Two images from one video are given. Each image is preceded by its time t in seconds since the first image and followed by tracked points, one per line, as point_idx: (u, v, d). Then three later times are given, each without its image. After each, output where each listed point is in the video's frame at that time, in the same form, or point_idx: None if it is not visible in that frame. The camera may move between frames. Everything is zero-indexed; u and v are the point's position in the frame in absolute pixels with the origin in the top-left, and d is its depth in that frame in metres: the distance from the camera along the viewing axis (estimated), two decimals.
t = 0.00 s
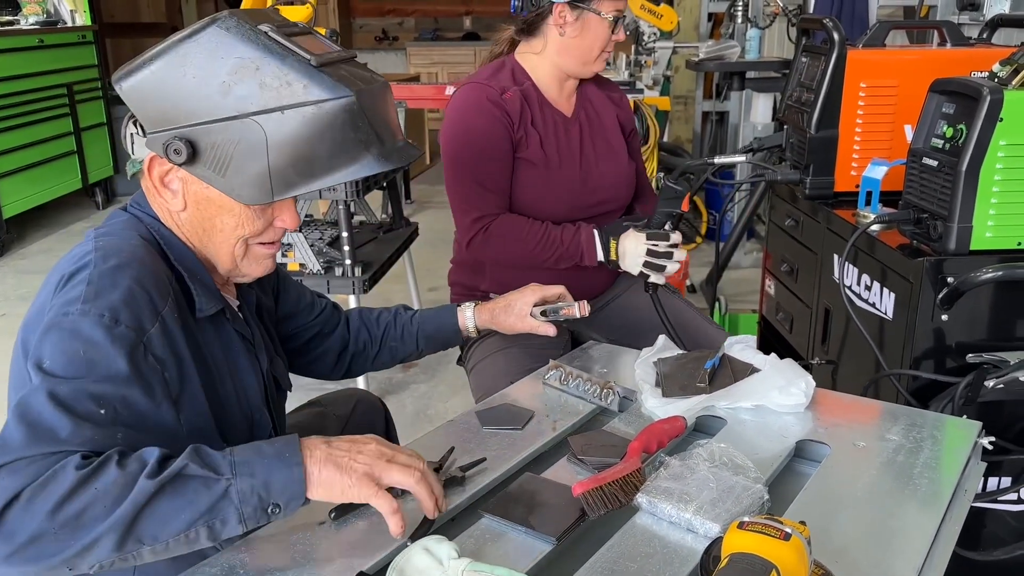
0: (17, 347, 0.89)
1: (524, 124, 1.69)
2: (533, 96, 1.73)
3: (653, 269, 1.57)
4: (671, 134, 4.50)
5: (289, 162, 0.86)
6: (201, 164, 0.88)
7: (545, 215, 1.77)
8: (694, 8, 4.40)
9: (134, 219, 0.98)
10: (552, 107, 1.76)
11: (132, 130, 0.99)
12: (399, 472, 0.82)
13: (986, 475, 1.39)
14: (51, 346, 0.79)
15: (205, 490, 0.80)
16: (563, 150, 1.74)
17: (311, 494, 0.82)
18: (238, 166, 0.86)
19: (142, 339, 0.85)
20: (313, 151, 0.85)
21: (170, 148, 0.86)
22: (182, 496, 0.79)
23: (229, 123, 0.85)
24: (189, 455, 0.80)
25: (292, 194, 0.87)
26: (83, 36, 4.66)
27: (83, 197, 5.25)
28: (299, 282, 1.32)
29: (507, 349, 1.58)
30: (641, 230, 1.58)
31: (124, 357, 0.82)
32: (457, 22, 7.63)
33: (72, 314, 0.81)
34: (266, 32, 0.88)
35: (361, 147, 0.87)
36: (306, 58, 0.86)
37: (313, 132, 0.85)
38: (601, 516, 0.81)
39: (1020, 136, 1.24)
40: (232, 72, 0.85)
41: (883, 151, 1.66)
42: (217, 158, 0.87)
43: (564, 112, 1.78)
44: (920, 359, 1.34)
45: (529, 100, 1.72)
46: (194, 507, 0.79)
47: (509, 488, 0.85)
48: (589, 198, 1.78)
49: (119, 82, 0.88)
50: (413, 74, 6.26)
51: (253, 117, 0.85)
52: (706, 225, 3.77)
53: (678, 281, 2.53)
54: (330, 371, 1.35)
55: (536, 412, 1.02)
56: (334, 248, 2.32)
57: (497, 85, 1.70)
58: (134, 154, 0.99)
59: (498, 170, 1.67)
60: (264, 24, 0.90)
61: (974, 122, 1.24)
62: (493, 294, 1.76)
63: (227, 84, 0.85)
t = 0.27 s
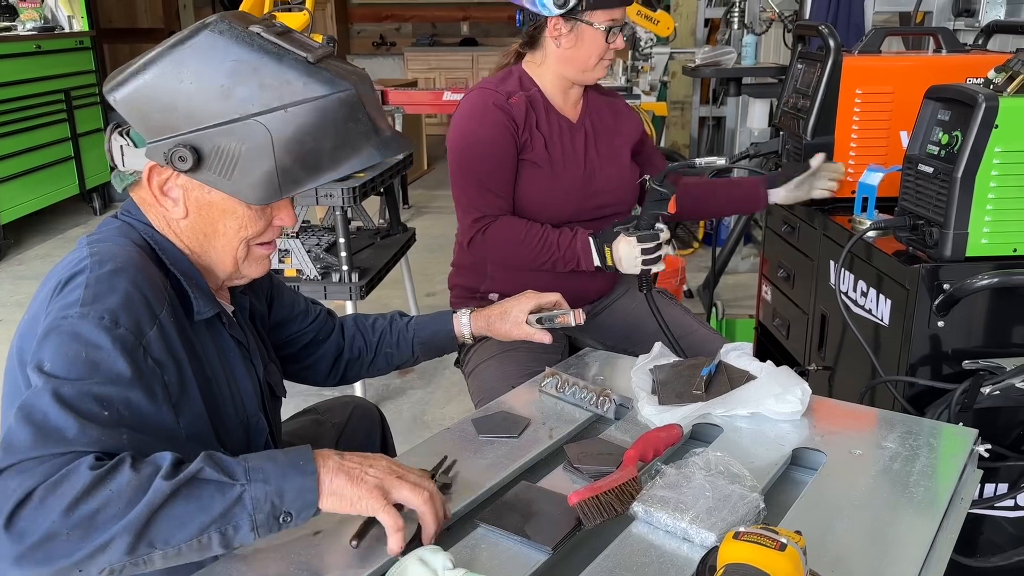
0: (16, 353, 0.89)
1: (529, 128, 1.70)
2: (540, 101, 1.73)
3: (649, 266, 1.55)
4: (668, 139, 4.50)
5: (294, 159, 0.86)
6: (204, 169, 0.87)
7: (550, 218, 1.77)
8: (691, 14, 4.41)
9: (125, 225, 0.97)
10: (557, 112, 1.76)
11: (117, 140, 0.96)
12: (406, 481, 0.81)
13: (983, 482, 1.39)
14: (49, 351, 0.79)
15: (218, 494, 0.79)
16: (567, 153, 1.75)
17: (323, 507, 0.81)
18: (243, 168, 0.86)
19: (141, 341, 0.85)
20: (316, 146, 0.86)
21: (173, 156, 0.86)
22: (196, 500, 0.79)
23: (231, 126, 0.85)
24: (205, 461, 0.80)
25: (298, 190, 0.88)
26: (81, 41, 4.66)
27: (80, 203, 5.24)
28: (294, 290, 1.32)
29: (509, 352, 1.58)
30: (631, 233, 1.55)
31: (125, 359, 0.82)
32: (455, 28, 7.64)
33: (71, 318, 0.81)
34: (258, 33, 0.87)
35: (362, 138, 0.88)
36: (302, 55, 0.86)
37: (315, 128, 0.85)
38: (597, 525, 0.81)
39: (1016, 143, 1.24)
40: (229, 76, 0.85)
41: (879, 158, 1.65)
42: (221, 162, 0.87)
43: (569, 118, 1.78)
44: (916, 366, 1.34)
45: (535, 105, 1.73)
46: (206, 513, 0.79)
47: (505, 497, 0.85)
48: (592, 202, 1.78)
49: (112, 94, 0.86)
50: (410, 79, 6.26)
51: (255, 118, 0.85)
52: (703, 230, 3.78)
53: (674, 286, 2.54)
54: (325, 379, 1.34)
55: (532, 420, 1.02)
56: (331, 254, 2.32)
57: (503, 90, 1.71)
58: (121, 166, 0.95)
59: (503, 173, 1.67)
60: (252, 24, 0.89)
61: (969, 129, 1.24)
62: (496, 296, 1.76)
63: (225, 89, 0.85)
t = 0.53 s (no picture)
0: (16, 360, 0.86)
1: (535, 125, 1.70)
2: (552, 101, 1.73)
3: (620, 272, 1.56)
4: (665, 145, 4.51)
5: (296, 159, 0.86)
6: (208, 173, 0.85)
7: (545, 215, 1.77)
8: (687, 20, 4.42)
9: (130, 231, 0.95)
10: (571, 114, 1.74)
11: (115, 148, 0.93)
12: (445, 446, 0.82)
13: (981, 488, 1.39)
14: (62, 347, 0.77)
15: (256, 483, 0.76)
16: (573, 154, 1.73)
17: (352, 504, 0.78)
18: (247, 169, 0.85)
19: (150, 341, 0.84)
20: (316, 146, 0.86)
21: (176, 160, 0.83)
22: (234, 488, 0.75)
23: (233, 127, 0.83)
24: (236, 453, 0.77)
25: (300, 190, 0.88)
26: (78, 47, 4.66)
27: (77, 209, 5.23)
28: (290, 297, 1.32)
29: (502, 359, 1.58)
30: (606, 238, 1.56)
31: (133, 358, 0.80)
32: (452, 33, 7.64)
33: (82, 318, 0.79)
34: (253, 36, 0.87)
35: (361, 137, 0.89)
36: (298, 57, 0.87)
37: (314, 127, 0.86)
38: (593, 535, 0.81)
39: (1013, 149, 1.24)
40: (228, 78, 0.83)
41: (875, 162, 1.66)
42: (224, 164, 0.85)
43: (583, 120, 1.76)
44: (914, 372, 1.34)
45: (547, 103, 1.72)
46: (246, 499, 0.75)
47: (500, 506, 0.85)
48: (589, 205, 1.77)
49: (110, 101, 0.84)
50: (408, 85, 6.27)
51: (256, 118, 0.84)
52: (701, 235, 3.78)
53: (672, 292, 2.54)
54: (322, 388, 1.34)
55: (528, 428, 1.01)
56: (328, 260, 2.31)
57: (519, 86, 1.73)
58: (121, 175, 0.93)
59: (500, 166, 1.68)
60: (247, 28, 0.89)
61: (966, 135, 1.24)
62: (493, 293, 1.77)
63: (225, 91, 0.83)
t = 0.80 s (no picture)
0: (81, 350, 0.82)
1: (534, 126, 1.71)
2: (555, 106, 1.73)
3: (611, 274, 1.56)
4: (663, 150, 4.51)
5: (307, 166, 0.86)
6: (220, 183, 0.84)
7: (540, 216, 1.76)
8: (684, 26, 4.42)
9: (140, 241, 0.93)
10: (572, 120, 1.74)
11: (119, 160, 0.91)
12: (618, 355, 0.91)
13: (979, 495, 1.39)
14: (176, 318, 0.77)
15: (466, 384, 0.79)
16: (572, 157, 1.73)
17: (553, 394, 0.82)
18: (257, 178, 0.84)
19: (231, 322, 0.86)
20: (327, 152, 0.86)
21: (189, 171, 0.82)
22: (448, 389, 0.78)
23: (243, 137, 0.82)
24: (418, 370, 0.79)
25: (310, 197, 0.88)
26: (75, 54, 4.66)
27: (74, 215, 5.23)
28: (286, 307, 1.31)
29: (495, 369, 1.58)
30: (596, 239, 1.56)
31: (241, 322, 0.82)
32: (449, 39, 7.66)
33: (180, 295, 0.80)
34: (261, 45, 0.85)
35: (368, 142, 0.89)
36: (308, 64, 0.86)
37: (324, 134, 0.85)
38: (590, 546, 0.81)
39: (1007, 156, 1.24)
40: (236, 88, 0.82)
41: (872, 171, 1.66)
42: (237, 174, 0.84)
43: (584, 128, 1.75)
44: (911, 380, 1.34)
45: (548, 108, 1.73)
46: (463, 399, 0.78)
47: (498, 517, 0.85)
48: (584, 207, 1.76)
49: (120, 112, 0.82)
50: (405, 91, 6.27)
51: (265, 127, 0.83)
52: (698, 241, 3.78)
53: (669, 298, 2.54)
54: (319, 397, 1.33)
55: (526, 437, 1.01)
56: (325, 267, 2.31)
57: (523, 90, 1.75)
58: (128, 187, 0.92)
59: (498, 164, 1.69)
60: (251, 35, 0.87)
61: (962, 143, 1.24)
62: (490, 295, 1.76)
63: (234, 101, 0.82)
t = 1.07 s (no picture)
0: (121, 352, 0.83)
1: (529, 134, 1.71)
2: (549, 114, 1.73)
3: (608, 276, 1.56)
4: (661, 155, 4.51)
5: (334, 182, 0.86)
6: (247, 198, 0.84)
7: (535, 224, 1.75)
8: (683, 31, 4.43)
9: (166, 250, 0.92)
10: (568, 128, 1.74)
11: (145, 171, 0.90)
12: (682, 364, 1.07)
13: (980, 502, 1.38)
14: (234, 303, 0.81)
15: (545, 354, 0.86)
16: (566, 165, 1.72)
17: (625, 375, 0.92)
18: (285, 193, 0.84)
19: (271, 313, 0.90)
20: (353, 167, 0.86)
21: (217, 185, 0.82)
22: (525, 356, 0.84)
23: (271, 152, 0.83)
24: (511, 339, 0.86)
25: (336, 212, 0.88)
26: (74, 60, 4.66)
27: (72, 221, 5.22)
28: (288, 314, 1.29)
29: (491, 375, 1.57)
30: (591, 244, 1.57)
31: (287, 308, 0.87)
32: (448, 44, 7.66)
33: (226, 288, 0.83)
34: (293, 60, 0.85)
35: (394, 158, 0.90)
36: (336, 80, 0.86)
37: (352, 151, 0.86)
38: (589, 555, 0.80)
39: (1007, 162, 1.24)
40: (264, 103, 0.82)
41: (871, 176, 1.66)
42: (264, 189, 0.84)
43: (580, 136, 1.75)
44: (911, 386, 1.33)
45: (544, 116, 1.73)
46: (541, 363, 0.84)
47: (497, 526, 0.84)
48: (579, 214, 1.75)
49: (150, 124, 0.83)
50: (403, 96, 6.28)
51: (295, 143, 0.83)
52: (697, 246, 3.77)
53: (668, 303, 2.54)
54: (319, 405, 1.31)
55: (525, 445, 1.00)
56: (323, 273, 2.33)
57: (518, 98, 1.75)
58: (154, 199, 0.91)
59: (492, 172, 1.69)
60: (281, 49, 0.87)
61: (961, 148, 1.24)
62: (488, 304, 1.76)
63: (265, 117, 0.82)
